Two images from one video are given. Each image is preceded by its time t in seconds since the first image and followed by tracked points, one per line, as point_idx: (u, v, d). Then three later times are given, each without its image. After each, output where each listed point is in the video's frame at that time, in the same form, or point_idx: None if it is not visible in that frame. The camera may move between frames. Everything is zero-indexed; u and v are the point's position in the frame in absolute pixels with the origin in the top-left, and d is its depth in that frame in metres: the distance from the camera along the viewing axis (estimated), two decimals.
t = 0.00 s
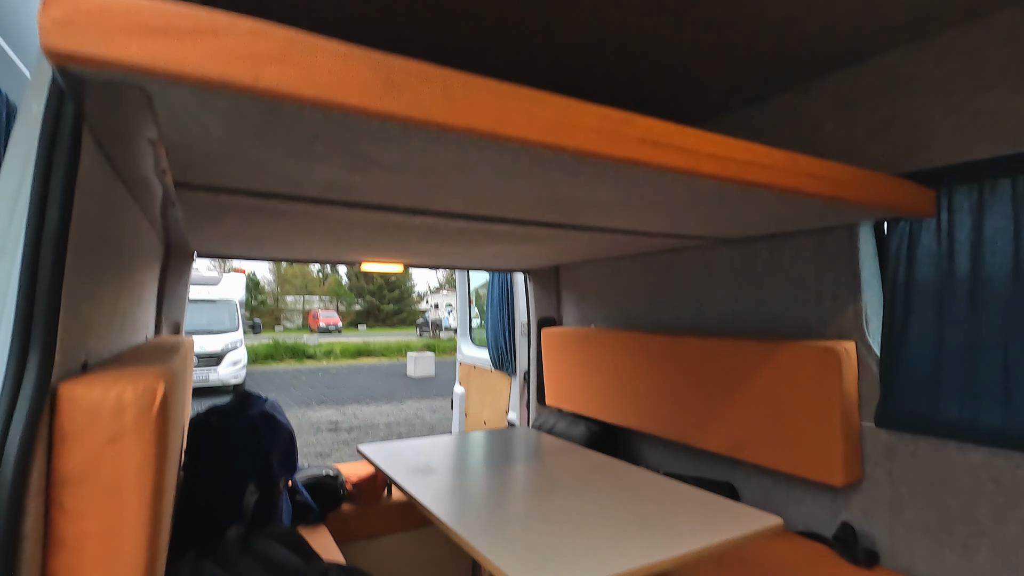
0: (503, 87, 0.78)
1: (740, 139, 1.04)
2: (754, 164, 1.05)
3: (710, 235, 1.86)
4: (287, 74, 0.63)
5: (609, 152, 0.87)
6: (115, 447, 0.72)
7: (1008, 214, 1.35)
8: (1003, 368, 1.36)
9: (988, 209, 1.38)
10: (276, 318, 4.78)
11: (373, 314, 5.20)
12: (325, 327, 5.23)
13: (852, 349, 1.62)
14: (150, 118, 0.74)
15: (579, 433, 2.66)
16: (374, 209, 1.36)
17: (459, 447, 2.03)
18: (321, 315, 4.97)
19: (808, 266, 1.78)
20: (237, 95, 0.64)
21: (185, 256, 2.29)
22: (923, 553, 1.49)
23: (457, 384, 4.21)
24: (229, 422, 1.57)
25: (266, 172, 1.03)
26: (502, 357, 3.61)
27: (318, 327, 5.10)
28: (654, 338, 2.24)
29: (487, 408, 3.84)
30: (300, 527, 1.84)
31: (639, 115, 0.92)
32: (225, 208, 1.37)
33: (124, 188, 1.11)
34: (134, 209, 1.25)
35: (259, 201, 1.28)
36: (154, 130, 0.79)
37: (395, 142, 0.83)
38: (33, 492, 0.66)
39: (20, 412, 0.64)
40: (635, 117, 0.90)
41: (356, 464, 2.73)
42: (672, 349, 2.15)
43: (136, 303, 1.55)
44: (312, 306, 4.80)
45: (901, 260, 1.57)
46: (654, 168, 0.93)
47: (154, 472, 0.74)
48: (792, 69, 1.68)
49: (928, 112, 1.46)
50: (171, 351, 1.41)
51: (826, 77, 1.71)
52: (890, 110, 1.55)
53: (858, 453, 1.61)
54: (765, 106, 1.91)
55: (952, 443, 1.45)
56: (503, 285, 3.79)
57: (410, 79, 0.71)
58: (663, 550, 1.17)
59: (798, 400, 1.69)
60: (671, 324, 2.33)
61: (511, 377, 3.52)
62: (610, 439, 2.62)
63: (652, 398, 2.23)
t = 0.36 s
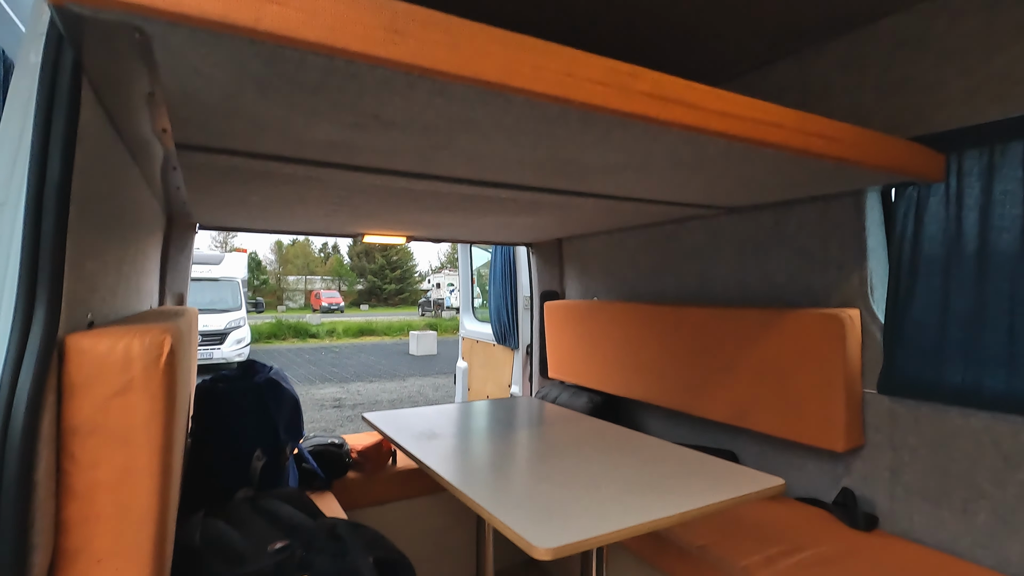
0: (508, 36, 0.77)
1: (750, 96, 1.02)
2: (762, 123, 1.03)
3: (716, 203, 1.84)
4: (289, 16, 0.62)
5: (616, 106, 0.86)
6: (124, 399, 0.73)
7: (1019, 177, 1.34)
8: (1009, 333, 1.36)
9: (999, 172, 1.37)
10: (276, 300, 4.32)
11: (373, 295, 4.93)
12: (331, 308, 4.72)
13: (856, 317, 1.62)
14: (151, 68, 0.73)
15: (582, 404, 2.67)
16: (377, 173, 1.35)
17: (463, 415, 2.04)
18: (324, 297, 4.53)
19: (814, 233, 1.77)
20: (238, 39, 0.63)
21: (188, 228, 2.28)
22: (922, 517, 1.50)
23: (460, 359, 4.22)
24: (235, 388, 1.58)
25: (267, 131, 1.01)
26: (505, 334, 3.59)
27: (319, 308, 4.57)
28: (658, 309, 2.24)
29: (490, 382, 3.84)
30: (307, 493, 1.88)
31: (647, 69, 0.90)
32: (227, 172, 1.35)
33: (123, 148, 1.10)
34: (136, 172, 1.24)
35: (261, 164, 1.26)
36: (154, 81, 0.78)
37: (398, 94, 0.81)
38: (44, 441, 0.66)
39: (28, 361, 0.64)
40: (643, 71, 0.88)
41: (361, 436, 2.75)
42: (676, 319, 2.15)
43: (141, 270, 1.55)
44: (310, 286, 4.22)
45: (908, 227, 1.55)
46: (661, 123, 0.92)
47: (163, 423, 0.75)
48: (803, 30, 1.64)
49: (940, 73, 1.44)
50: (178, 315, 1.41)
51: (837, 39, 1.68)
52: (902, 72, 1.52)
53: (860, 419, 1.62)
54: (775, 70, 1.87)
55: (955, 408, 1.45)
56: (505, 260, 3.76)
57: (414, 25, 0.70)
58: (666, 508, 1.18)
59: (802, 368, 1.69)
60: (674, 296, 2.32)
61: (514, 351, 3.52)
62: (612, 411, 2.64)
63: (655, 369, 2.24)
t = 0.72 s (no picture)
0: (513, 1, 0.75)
1: (758, 64, 1.01)
2: (770, 92, 1.02)
3: (721, 178, 1.82)
4: None
5: (623, 74, 0.84)
6: (131, 368, 0.73)
7: None
8: (1014, 307, 1.35)
9: (1009, 145, 1.35)
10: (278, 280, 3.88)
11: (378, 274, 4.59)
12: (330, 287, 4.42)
13: (860, 292, 1.62)
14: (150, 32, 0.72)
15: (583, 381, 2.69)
16: (379, 146, 1.33)
17: (466, 391, 2.05)
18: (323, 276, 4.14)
19: (820, 208, 1.76)
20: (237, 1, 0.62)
21: (189, 205, 2.27)
22: (922, 490, 1.52)
23: (462, 338, 4.23)
24: (241, 362, 1.59)
25: (268, 101, 1.00)
26: (506, 311, 3.58)
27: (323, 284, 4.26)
28: (661, 286, 2.23)
29: (491, 360, 3.85)
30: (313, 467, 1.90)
31: (654, 36, 0.88)
32: (228, 146, 1.34)
33: (121, 119, 1.08)
34: (136, 146, 1.23)
35: (263, 137, 1.25)
36: (153, 48, 0.77)
37: (400, 61, 0.80)
38: (53, 408, 0.67)
39: (34, 329, 0.64)
40: (650, 37, 0.87)
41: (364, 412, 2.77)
42: (679, 296, 2.14)
43: (143, 245, 1.54)
44: (314, 267, 3.97)
45: (915, 201, 1.54)
46: (667, 91, 0.90)
47: (169, 391, 0.75)
48: None
49: (952, 43, 1.41)
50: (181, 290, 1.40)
51: (846, 9, 1.65)
52: (913, 42, 1.49)
53: (861, 394, 1.63)
54: (783, 42, 1.84)
55: (956, 383, 1.45)
56: (507, 238, 3.74)
57: None
58: (669, 480, 1.20)
59: (804, 343, 1.70)
60: (677, 273, 2.31)
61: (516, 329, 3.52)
62: (613, 388, 2.65)
63: (657, 345, 2.25)
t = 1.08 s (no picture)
0: None
1: (766, 36, 0.99)
2: (778, 64, 1.01)
3: (727, 155, 1.81)
4: None
5: (629, 44, 0.83)
6: (140, 339, 0.74)
7: None
8: (1019, 283, 1.35)
9: (1019, 119, 1.34)
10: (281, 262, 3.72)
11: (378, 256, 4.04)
12: (335, 269, 3.92)
13: (864, 269, 1.61)
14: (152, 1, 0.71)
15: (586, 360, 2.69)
16: (383, 121, 1.32)
17: (470, 369, 2.07)
18: (329, 259, 3.83)
19: (826, 185, 1.74)
20: None
21: (191, 183, 2.26)
22: (921, 465, 1.53)
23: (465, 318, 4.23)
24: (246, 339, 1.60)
25: (271, 74, 0.99)
26: (509, 292, 3.56)
27: (325, 272, 3.85)
28: (664, 265, 2.23)
29: (494, 340, 3.86)
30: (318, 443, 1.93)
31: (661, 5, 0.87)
32: (230, 121, 1.33)
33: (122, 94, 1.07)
34: (139, 121, 1.22)
35: (265, 111, 1.24)
36: (155, 17, 0.76)
37: (404, 31, 0.79)
38: (65, 377, 0.67)
39: (45, 299, 0.65)
40: (657, 6, 0.86)
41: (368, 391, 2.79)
42: (683, 275, 2.14)
43: (146, 223, 1.54)
44: (318, 250, 3.72)
45: (923, 177, 1.53)
46: (674, 62, 0.89)
47: (179, 362, 0.76)
48: None
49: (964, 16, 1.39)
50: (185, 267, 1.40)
51: None
52: (924, 15, 1.47)
53: (863, 371, 1.64)
54: (791, 16, 1.81)
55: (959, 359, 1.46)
56: (509, 218, 3.70)
57: None
58: (672, 454, 1.21)
59: (807, 320, 1.70)
60: (681, 252, 2.31)
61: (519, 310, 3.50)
62: (615, 366, 2.66)
63: (660, 324, 2.25)
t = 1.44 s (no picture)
0: None
1: (773, 8, 0.99)
2: (784, 38, 1.01)
3: (732, 133, 1.80)
4: None
5: (634, 16, 0.84)
6: (153, 310, 0.75)
7: None
8: (1021, 259, 1.36)
9: None
10: (282, 246, 3.48)
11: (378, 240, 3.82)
12: (336, 253, 3.64)
13: (867, 247, 1.62)
14: None
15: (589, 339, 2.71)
16: (387, 98, 1.32)
17: (473, 346, 2.09)
18: (330, 244, 3.59)
19: (829, 163, 1.74)
20: None
21: (194, 163, 2.26)
22: (919, 440, 1.56)
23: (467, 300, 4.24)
24: (255, 317, 1.62)
25: (277, 49, 1.00)
26: (512, 273, 3.51)
27: (326, 256, 3.61)
28: (667, 244, 2.23)
29: (497, 322, 3.87)
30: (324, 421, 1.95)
31: None
32: (235, 98, 1.33)
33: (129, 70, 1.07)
34: (145, 98, 1.23)
35: (270, 88, 1.24)
36: None
37: (411, 4, 0.80)
38: (83, 346, 0.69)
39: (62, 269, 0.66)
40: None
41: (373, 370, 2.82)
42: (686, 253, 2.14)
43: (152, 202, 1.54)
44: (318, 235, 3.51)
45: (927, 154, 1.53)
46: (680, 36, 0.90)
47: (191, 331, 0.78)
48: None
49: None
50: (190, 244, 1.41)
51: None
52: None
53: (864, 348, 1.65)
54: None
55: (958, 336, 1.47)
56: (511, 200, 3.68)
57: None
58: (674, 427, 1.23)
59: (809, 298, 1.71)
60: (684, 232, 2.31)
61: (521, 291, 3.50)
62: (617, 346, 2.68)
63: (662, 303, 2.26)
